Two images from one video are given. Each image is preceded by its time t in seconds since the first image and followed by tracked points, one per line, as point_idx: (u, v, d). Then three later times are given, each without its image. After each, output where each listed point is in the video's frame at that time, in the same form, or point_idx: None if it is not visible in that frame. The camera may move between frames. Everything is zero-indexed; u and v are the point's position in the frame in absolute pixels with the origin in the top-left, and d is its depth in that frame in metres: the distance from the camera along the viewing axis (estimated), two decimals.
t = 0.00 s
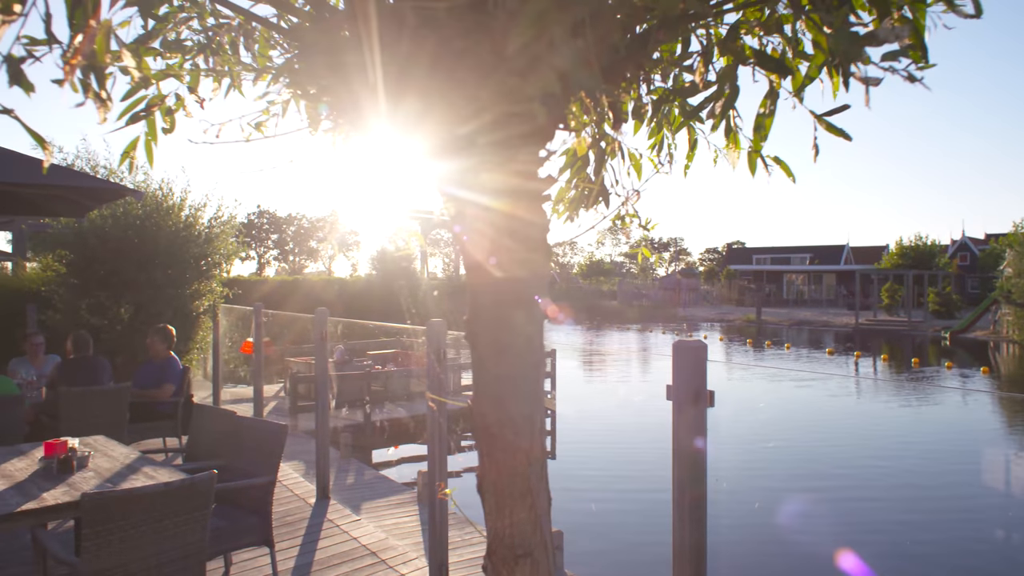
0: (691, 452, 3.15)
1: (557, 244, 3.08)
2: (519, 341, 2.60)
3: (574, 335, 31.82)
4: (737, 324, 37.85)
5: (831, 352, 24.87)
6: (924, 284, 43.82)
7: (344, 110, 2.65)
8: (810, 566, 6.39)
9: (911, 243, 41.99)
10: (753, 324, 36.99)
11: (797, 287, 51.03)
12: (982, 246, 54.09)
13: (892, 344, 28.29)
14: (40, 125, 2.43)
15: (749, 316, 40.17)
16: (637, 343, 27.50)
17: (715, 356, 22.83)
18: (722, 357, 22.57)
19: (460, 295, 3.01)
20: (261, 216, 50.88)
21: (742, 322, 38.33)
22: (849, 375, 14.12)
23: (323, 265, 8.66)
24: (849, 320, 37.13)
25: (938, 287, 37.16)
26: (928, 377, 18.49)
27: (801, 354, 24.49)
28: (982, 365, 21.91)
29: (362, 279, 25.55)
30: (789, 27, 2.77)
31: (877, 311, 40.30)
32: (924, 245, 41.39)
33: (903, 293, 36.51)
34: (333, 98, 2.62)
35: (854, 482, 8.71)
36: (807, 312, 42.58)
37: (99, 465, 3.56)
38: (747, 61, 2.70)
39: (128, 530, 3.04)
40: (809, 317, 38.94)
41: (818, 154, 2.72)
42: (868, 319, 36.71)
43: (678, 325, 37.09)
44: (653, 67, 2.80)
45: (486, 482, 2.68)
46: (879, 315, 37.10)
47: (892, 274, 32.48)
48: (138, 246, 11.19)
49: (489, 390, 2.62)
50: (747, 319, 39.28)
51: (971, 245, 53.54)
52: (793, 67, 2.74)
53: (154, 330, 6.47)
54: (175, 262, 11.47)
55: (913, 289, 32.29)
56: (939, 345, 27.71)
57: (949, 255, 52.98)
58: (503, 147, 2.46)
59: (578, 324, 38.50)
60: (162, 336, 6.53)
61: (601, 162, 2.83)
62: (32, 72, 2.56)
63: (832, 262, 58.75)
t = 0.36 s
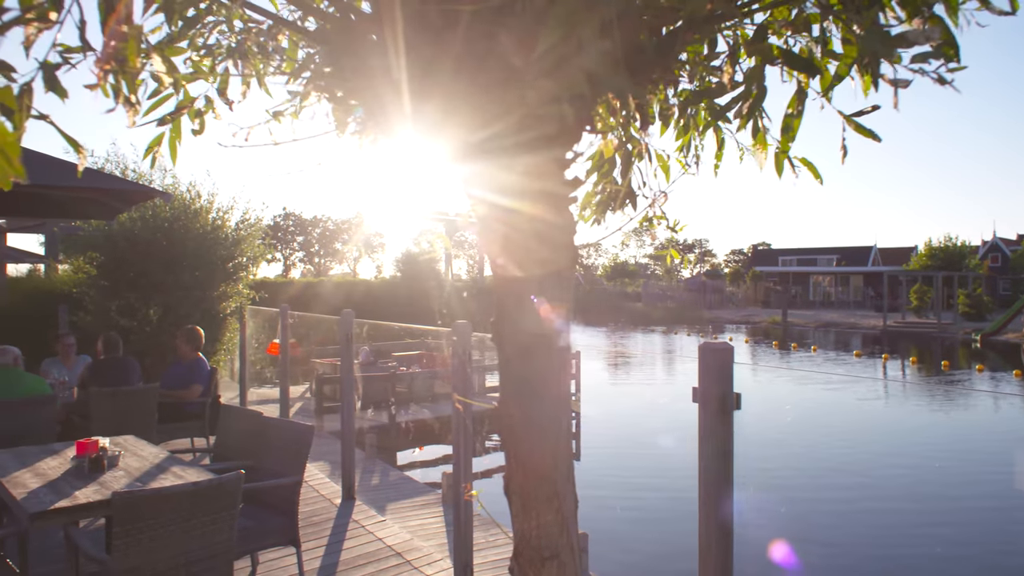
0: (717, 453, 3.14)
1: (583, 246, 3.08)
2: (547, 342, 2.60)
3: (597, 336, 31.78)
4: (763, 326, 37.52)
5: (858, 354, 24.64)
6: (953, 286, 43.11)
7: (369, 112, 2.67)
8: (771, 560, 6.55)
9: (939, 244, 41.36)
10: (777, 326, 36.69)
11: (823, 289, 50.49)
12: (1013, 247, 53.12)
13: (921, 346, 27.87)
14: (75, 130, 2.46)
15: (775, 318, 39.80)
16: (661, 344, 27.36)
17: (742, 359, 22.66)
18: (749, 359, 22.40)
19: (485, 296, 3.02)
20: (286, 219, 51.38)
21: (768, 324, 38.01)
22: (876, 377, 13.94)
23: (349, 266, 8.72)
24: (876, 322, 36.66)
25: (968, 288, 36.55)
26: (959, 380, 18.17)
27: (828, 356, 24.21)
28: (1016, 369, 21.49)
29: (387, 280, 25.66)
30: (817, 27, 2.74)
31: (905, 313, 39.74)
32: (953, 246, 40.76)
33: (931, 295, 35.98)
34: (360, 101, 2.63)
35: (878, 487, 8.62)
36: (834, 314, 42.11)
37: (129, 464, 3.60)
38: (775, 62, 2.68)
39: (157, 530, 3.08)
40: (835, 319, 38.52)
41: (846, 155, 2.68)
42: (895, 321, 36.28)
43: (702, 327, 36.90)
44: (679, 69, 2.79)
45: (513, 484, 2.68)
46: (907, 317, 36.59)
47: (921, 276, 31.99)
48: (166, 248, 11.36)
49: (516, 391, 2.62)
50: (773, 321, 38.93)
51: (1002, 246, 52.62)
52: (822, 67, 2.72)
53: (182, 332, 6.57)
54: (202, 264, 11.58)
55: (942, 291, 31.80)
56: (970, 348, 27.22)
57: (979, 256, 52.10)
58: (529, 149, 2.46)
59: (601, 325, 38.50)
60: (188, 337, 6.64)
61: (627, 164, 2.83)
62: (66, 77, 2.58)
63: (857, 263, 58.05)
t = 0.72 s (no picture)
0: (744, 456, 3.12)
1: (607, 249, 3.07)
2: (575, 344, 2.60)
3: (620, 338, 31.67)
4: (790, 327, 37.15)
5: (887, 357, 24.30)
6: (984, 288, 42.34)
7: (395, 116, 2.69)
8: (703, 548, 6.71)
9: (970, 245, 40.66)
10: (803, 328, 36.33)
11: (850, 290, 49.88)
12: None
13: (953, 349, 27.41)
14: (108, 135, 2.50)
15: (802, 320, 39.40)
16: (686, 346, 27.21)
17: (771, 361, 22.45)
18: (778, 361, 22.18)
19: (510, 297, 3.03)
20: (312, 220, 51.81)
21: (795, 326, 37.64)
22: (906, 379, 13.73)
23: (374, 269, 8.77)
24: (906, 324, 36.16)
25: (999, 290, 35.91)
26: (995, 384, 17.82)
27: (859, 358, 23.90)
28: None
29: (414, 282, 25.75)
30: (845, 26, 2.71)
31: (934, 315, 39.13)
32: (985, 247, 40.07)
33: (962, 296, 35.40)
34: (386, 104, 2.65)
35: (904, 492, 8.51)
36: (861, 315, 41.62)
37: (158, 463, 3.65)
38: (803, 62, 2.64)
39: (186, 529, 3.12)
40: (862, 320, 38.07)
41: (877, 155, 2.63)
42: (924, 323, 35.75)
43: (727, 328, 36.65)
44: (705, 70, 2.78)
45: (540, 486, 2.68)
46: (937, 319, 36.03)
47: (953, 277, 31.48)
48: (194, 250, 11.50)
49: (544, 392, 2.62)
50: (800, 323, 38.54)
51: None
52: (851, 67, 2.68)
53: (210, 333, 6.66)
54: (230, 265, 11.70)
55: (973, 293, 31.26)
56: (1004, 351, 26.71)
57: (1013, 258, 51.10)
58: (556, 150, 2.46)
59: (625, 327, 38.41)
60: (215, 338, 6.73)
61: (652, 166, 2.82)
62: (100, 82, 2.62)
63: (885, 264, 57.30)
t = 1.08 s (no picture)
0: (771, 460, 3.11)
1: (634, 251, 3.06)
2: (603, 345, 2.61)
3: (645, 340, 31.53)
4: (816, 329, 36.78)
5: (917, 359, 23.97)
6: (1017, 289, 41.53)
7: (423, 117, 2.69)
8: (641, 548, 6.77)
9: (1002, 246, 39.95)
10: (830, 329, 35.94)
11: (877, 291, 49.31)
12: None
13: (985, 351, 26.95)
14: (142, 138, 2.53)
15: (829, 321, 39.00)
16: (712, 347, 27.04)
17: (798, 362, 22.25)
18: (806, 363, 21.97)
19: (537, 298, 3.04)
20: (337, 222, 52.24)
21: (822, 327, 37.27)
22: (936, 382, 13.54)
23: (400, 270, 8.82)
24: (936, 325, 35.66)
25: None
26: None
27: (889, 360, 23.58)
28: None
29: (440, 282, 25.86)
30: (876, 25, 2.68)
31: (964, 316, 38.53)
32: (1016, 247, 39.36)
33: (994, 298, 34.84)
34: (414, 106, 2.67)
35: (934, 496, 8.40)
36: (889, 316, 41.11)
37: (187, 462, 3.70)
38: (832, 61, 2.62)
39: (215, 528, 3.15)
40: (891, 321, 37.62)
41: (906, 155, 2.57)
42: (953, 325, 35.22)
43: (752, 330, 36.38)
44: (732, 70, 2.76)
45: (567, 487, 2.69)
46: (967, 321, 35.48)
47: (985, 278, 30.97)
48: (222, 251, 11.66)
49: (571, 394, 2.63)
50: (827, 324, 38.13)
51: None
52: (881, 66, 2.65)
53: (237, 333, 6.74)
54: (257, 267, 11.84)
55: (1005, 294, 30.72)
56: None
57: None
58: (584, 151, 2.47)
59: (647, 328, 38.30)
60: (243, 339, 6.81)
61: (678, 167, 2.82)
62: (132, 85, 2.67)
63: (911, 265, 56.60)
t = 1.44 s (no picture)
0: (799, 462, 3.08)
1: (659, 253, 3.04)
2: (630, 345, 2.60)
3: (668, 341, 31.37)
4: (843, 330, 36.40)
5: (948, 361, 23.59)
6: None
7: (449, 118, 2.69)
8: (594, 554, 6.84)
9: None
10: (857, 330, 35.55)
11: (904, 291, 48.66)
12: None
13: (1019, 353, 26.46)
14: (171, 141, 2.56)
15: (856, 322, 38.57)
16: (737, 349, 26.86)
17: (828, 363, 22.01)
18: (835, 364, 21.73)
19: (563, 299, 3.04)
20: (361, 223, 52.61)
21: (849, 328, 36.88)
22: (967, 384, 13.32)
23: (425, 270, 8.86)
24: (966, 327, 35.11)
25: None
26: None
27: (921, 362, 23.23)
28: None
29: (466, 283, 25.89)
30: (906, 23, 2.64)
31: (995, 317, 37.87)
32: None
33: None
34: (441, 108, 2.68)
35: (963, 501, 8.27)
36: (917, 317, 40.54)
37: (214, 461, 3.74)
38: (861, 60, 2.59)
39: (241, 526, 3.18)
40: (919, 322, 37.12)
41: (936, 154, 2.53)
42: (984, 326, 34.64)
43: (778, 330, 36.10)
44: (759, 69, 2.74)
45: (594, 488, 2.68)
46: (999, 322, 34.87)
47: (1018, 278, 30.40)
48: (249, 252, 11.78)
49: (598, 395, 2.62)
50: (854, 326, 37.72)
51: None
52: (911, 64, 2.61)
53: (263, 334, 6.81)
54: (283, 268, 11.93)
55: None
56: None
57: None
58: (611, 151, 2.46)
59: (671, 329, 38.16)
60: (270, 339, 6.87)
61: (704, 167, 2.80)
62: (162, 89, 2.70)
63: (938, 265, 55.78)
